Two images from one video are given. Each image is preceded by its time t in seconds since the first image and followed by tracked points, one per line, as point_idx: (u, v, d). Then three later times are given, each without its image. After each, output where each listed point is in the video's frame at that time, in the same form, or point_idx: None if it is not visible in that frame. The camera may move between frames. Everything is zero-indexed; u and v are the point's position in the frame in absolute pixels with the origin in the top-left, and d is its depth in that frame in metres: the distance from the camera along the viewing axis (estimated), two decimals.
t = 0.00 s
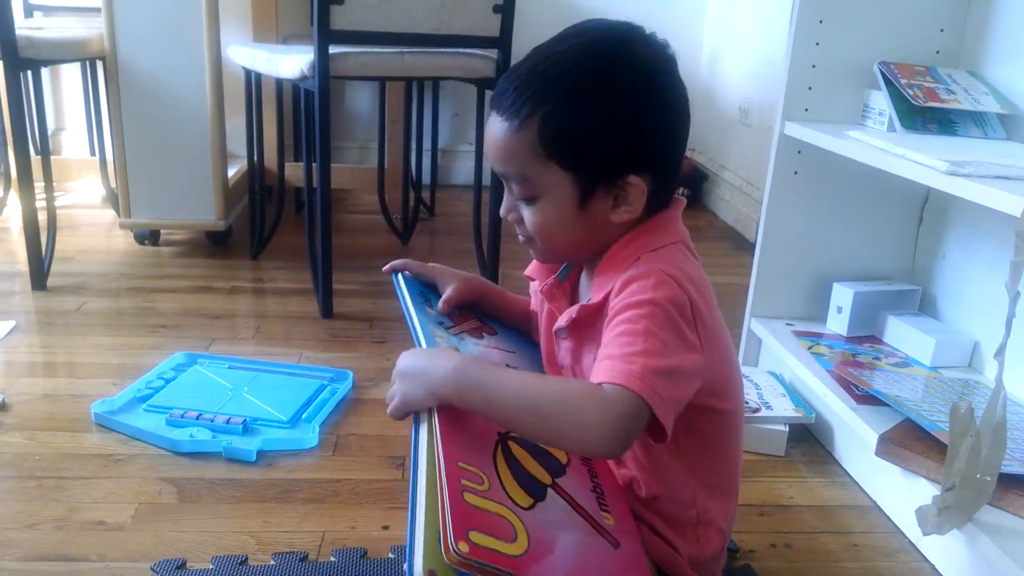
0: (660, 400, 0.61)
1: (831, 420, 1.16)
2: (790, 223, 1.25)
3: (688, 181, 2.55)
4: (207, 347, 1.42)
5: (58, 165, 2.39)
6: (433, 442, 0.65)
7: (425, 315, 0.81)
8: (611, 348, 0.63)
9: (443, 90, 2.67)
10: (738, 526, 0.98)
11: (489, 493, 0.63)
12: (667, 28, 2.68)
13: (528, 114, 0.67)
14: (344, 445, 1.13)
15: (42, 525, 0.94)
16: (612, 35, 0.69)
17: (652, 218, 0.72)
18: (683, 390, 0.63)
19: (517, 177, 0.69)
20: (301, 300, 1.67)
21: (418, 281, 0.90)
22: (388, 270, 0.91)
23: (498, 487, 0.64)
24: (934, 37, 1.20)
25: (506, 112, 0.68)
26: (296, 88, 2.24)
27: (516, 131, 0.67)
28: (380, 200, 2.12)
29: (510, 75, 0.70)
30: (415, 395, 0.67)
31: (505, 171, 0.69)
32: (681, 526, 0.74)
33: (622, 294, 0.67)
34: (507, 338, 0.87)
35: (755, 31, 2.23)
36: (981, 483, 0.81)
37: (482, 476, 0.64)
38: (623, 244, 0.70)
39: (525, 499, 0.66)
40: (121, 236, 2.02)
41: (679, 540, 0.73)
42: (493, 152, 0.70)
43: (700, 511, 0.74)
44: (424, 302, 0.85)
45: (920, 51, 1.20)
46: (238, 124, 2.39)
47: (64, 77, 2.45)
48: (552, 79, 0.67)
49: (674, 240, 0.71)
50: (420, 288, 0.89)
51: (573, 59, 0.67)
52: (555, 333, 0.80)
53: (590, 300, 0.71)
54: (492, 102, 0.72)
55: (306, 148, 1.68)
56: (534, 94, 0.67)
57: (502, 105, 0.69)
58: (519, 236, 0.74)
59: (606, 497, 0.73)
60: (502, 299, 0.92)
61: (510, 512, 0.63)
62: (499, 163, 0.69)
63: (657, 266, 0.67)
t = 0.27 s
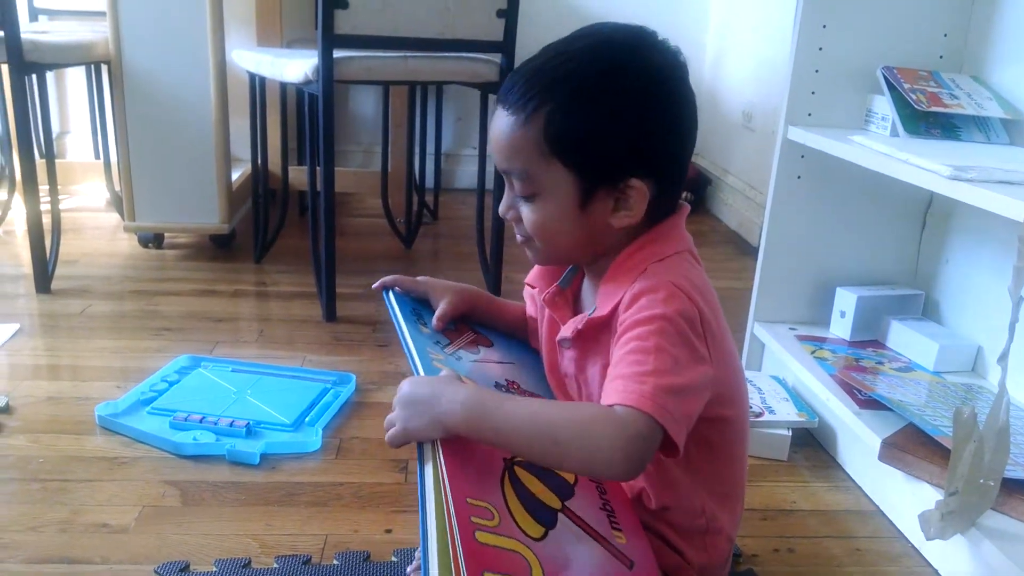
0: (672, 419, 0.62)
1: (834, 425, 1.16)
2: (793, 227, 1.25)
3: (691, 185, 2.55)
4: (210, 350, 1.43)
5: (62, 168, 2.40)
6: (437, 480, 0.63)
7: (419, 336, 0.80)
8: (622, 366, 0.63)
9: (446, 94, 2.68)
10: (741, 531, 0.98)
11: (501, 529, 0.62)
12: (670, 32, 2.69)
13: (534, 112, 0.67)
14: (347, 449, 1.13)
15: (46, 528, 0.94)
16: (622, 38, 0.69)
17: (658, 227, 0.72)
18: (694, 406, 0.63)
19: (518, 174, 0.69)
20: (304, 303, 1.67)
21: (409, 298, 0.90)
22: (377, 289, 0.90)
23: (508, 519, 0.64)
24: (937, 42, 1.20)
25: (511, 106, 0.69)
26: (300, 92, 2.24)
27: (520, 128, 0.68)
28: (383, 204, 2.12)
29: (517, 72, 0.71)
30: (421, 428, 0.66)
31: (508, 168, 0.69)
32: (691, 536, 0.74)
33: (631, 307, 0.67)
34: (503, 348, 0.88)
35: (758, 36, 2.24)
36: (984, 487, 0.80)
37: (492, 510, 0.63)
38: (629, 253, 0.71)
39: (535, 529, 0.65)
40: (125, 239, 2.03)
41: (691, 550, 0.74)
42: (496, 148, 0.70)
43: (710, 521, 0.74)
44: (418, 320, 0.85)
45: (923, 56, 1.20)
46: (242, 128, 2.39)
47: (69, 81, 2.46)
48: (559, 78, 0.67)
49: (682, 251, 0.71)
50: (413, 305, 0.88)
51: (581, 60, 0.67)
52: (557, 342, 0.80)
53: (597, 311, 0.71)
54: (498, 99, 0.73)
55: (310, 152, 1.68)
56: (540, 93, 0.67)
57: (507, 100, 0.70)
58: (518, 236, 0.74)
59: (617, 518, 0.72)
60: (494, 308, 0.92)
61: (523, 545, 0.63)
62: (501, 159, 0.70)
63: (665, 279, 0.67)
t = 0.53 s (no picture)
0: (682, 431, 0.62)
1: (838, 430, 1.16)
2: (798, 232, 1.25)
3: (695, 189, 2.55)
4: (215, 354, 1.43)
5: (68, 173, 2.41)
6: (444, 504, 0.63)
7: (420, 352, 0.81)
8: (633, 377, 0.63)
9: (451, 98, 2.68)
10: (745, 536, 0.98)
11: (513, 547, 0.62)
12: (674, 36, 2.69)
13: (545, 118, 0.67)
14: (352, 453, 1.13)
15: (52, 532, 0.94)
16: (637, 46, 0.69)
17: (668, 236, 0.72)
18: (704, 418, 0.63)
19: (529, 178, 0.69)
20: (309, 308, 1.68)
21: (408, 312, 0.90)
22: (375, 305, 0.90)
23: (521, 537, 0.64)
24: (941, 47, 1.20)
25: (523, 110, 0.69)
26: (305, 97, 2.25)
27: (531, 133, 0.68)
28: (388, 208, 2.13)
29: (529, 76, 0.71)
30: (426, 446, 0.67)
31: (518, 173, 0.70)
32: (698, 543, 0.74)
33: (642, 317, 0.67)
34: (505, 358, 0.88)
35: (762, 40, 2.24)
36: (989, 493, 0.81)
37: (504, 529, 0.64)
38: (639, 261, 0.71)
39: (550, 545, 0.65)
40: (130, 244, 2.03)
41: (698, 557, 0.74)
42: (507, 153, 0.70)
43: (718, 528, 0.74)
44: (418, 336, 0.85)
45: (927, 61, 1.20)
46: (247, 133, 2.40)
47: (75, 86, 2.47)
48: (572, 83, 0.67)
49: (692, 261, 0.71)
50: (412, 320, 0.89)
51: (593, 66, 0.67)
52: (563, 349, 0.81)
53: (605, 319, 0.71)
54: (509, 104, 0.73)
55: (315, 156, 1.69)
56: (551, 98, 0.67)
57: (519, 104, 0.70)
58: (527, 241, 0.74)
59: (627, 527, 0.72)
60: (495, 318, 0.92)
61: (537, 562, 0.63)
62: (512, 163, 0.70)
63: (676, 289, 0.67)
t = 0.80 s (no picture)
0: (688, 431, 0.62)
1: (842, 434, 1.15)
2: (801, 235, 1.25)
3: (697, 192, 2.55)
4: (218, 358, 1.43)
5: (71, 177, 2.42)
6: (451, 493, 0.63)
7: (429, 352, 0.80)
8: (640, 375, 0.63)
9: (453, 101, 2.69)
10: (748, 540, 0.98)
11: (530, 529, 0.62)
12: (676, 39, 2.69)
13: (551, 122, 0.67)
14: (354, 457, 1.13)
15: (54, 536, 0.94)
16: (642, 49, 0.69)
17: (676, 241, 0.73)
18: (710, 419, 0.63)
19: (536, 183, 0.69)
20: (311, 311, 1.68)
21: (416, 312, 0.89)
22: (384, 304, 0.90)
23: (536, 521, 0.64)
24: (944, 50, 1.20)
25: (529, 115, 0.69)
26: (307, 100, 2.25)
27: (538, 138, 0.68)
28: (390, 212, 2.13)
29: (534, 81, 0.71)
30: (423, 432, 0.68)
31: (526, 177, 0.70)
32: (703, 548, 0.74)
33: (651, 317, 0.67)
34: (512, 362, 0.88)
35: (764, 43, 2.24)
36: (994, 497, 0.80)
37: (519, 513, 0.64)
38: (648, 263, 0.71)
39: (564, 531, 0.65)
40: (133, 248, 2.04)
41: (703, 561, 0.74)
42: (514, 158, 0.70)
43: (723, 533, 0.74)
44: (426, 335, 0.84)
45: (930, 64, 1.20)
46: (250, 137, 2.41)
47: (77, 91, 2.48)
48: (577, 87, 0.67)
49: (701, 263, 0.71)
50: (421, 319, 0.88)
51: (599, 70, 0.67)
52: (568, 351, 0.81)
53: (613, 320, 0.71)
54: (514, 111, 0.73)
55: (317, 160, 1.69)
56: (558, 102, 0.67)
57: (524, 109, 0.70)
58: (534, 247, 0.74)
59: (641, 525, 0.71)
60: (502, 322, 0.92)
61: (553, 545, 0.63)
62: (519, 169, 0.70)
63: (686, 289, 0.67)
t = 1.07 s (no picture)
0: (688, 428, 0.62)
1: (845, 434, 1.15)
2: (804, 236, 1.25)
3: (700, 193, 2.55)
4: (222, 359, 1.43)
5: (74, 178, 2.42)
6: (467, 515, 0.62)
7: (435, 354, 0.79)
8: (643, 370, 0.63)
9: (455, 103, 2.69)
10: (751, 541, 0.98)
11: (559, 518, 0.61)
12: (679, 40, 2.69)
13: (551, 124, 0.68)
14: (358, 458, 1.13)
15: (59, 537, 0.94)
16: (639, 49, 0.69)
17: (681, 238, 0.73)
18: (712, 416, 0.63)
19: (538, 186, 0.69)
20: (314, 312, 1.68)
21: (419, 318, 0.89)
22: (386, 312, 0.89)
23: (563, 512, 0.63)
24: (947, 51, 1.20)
25: (528, 120, 0.69)
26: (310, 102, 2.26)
27: (538, 140, 0.68)
28: (393, 213, 2.13)
29: (532, 86, 0.71)
30: (419, 388, 0.70)
31: (528, 180, 0.70)
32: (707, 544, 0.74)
33: (655, 312, 0.67)
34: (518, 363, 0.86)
35: (767, 44, 2.24)
36: (997, 498, 0.80)
37: (546, 505, 0.63)
38: (653, 259, 0.71)
39: (592, 521, 0.64)
40: (136, 249, 2.04)
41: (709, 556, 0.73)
42: (516, 161, 0.70)
43: (728, 529, 0.74)
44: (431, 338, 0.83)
45: (933, 65, 1.20)
46: (253, 138, 2.41)
47: (81, 92, 2.48)
48: (575, 89, 0.67)
49: (706, 259, 0.71)
50: (424, 325, 0.88)
51: (596, 71, 0.68)
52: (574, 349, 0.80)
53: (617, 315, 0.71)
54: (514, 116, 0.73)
55: (320, 162, 1.69)
56: (557, 104, 0.68)
57: (524, 114, 0.70)
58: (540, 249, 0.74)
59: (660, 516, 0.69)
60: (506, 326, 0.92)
61: (583, 533, 0.62)
62: (521, 173, 0.70)
63: (690, 285, 0.67)
